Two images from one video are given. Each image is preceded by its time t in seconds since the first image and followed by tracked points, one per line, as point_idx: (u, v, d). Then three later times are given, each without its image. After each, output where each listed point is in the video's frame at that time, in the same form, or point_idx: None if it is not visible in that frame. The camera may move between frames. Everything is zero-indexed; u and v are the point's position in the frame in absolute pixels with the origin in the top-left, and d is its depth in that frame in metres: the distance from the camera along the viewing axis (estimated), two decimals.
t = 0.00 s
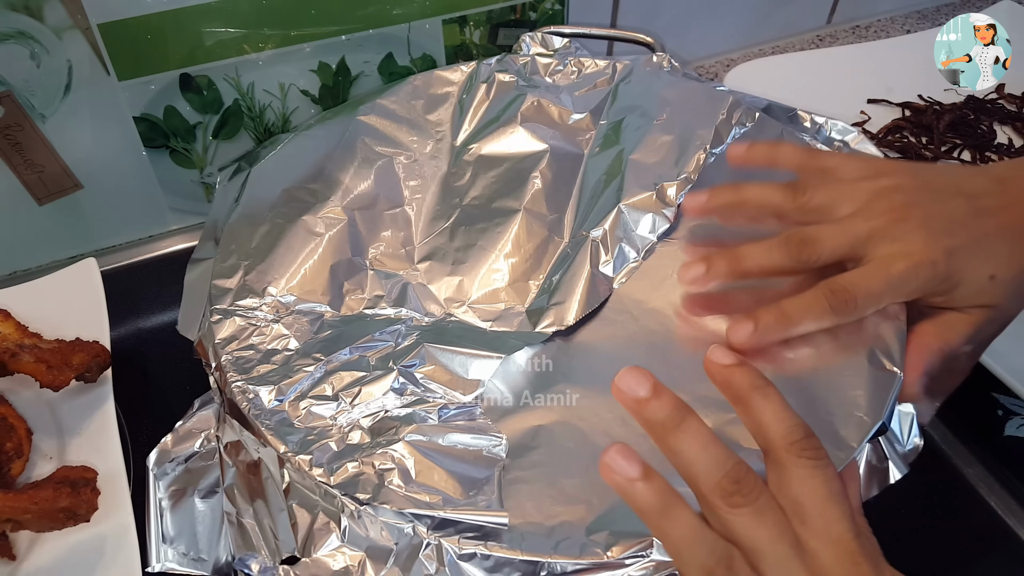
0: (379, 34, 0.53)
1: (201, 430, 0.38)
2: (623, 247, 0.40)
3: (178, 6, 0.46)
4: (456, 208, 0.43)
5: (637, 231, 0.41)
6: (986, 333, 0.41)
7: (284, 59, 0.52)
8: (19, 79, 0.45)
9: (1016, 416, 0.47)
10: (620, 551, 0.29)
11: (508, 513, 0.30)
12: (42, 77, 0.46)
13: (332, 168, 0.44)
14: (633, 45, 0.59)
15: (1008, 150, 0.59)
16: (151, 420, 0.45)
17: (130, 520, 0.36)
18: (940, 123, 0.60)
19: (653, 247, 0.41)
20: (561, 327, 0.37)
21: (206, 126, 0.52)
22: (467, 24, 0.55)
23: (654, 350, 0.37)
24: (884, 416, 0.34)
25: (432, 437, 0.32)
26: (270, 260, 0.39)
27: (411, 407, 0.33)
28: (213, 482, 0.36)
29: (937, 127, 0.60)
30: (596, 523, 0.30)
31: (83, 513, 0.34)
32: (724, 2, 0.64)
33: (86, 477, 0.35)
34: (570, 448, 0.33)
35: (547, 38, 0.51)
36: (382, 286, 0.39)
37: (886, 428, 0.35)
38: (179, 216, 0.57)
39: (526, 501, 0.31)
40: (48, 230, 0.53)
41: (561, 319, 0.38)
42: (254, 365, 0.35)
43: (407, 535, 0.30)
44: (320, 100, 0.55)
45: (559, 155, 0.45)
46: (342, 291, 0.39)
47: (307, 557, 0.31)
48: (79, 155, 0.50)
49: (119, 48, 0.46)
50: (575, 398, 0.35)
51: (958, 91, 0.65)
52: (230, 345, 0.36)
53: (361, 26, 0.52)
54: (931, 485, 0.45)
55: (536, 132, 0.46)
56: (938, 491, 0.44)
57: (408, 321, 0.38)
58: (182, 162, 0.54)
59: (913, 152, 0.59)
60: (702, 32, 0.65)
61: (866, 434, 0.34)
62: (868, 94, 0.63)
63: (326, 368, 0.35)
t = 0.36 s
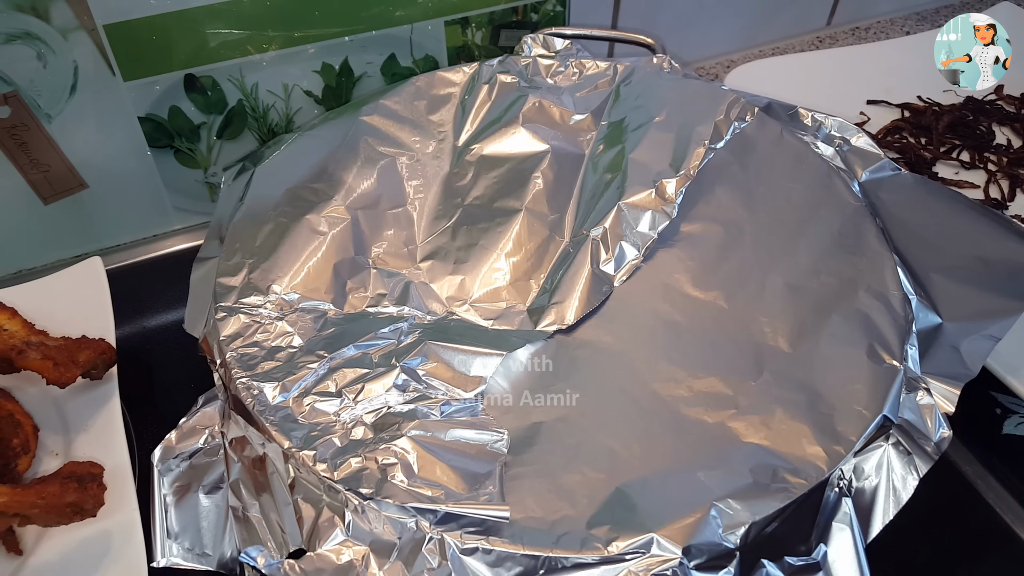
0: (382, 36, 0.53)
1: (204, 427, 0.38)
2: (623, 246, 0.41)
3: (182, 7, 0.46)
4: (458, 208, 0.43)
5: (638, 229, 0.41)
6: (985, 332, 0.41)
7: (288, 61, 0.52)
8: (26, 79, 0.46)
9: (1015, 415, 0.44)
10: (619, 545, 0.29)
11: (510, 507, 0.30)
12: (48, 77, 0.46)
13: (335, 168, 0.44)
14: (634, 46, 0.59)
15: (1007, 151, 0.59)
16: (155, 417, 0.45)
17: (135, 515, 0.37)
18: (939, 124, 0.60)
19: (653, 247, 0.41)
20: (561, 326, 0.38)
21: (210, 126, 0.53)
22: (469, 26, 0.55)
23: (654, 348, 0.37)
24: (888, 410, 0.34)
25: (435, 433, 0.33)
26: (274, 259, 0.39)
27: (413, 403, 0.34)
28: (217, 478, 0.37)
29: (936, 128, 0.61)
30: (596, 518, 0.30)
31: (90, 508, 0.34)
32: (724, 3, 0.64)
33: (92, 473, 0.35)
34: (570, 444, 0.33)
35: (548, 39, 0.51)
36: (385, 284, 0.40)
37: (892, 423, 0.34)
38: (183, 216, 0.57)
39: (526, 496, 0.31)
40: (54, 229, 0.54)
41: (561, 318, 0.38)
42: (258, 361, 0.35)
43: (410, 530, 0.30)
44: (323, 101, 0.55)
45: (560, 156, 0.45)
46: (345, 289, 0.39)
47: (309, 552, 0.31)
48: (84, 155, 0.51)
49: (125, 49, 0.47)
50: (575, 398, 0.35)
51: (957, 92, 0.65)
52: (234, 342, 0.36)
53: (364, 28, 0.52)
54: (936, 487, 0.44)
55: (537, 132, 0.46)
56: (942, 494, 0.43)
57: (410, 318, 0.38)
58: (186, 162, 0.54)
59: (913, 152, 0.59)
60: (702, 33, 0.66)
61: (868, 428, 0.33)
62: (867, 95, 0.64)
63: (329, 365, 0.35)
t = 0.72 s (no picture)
0: (384, 38, 0.54)
1: (210, 422, 0.39)
2: (622, 245, 0.41)
3: (188, 10, 0.47)
4: (459, 208, 0.44)
5: (637, 229, 0.42)
6: (980, 329, 0.41)
7: (291, 62, 0.53)
8: (34, 81, 0.47)
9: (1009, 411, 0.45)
10: (617, 535, 0.30)
11: (510, 499, 0.31)
12: (56, 79, 0.47)
13: (338, 167, 0.45)
14: (633, 49, 0.60)
15: (1002, 151, 0.60)
16: (161, 414, 0.46)
17: (142, 508, 0.37)
18: (935, 126, 0.61)
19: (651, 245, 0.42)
20: (561, 323, 0.38)
21: (215, 127, 0.54)
22: (470, 28, 0.56)
23: (651, 345, 0.38)
24: (882, 404, 0.34)
25: (436, 427, 0.33)
26: (278, 257, 0.40)
27: (416, 398, 0.35)
28: (223, 471, 0.37)
29: (932, 129, 0.61)
30: (595, 510, 0.31)
31: (97, 500, 0.34)
32: (722, 7, 0.65)
33: (100, 466, 0.35)
34: (568, 438, 0.34)
35: (548, 41, 0.51)
36: (387, 282, 0.40)
37: (886, 418, 0.35)
38: (188, 216, 0.58)
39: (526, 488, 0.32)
40: (61, 228, 0.54)
41: (561, 316, 0.39)
42: (264, 357, 0.36)
43: (412, 520, 0.30)
44: (326, 102, 0.56)
45: (559, 156, 0.46)
46: (348, 287, 0.40)
47: (313, 541, 0.31)
48: (91, 155, 0.51)
49: (131, 51, 0.48)
50: (575, 398, 0.36)
51: (953, 94, 0.66)
52: (240, 338, 0.37)
53: (366, 30, 0.53)
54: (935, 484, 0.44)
55: (537, 133, 0.47)
56: (938, 491, 0.43)
57: (412, 315, 0.39)
58: (191, 162, 0.55)
59: (909, 153, 0.59)
60: (700, 36, 0.66)
61: (862, 422, 0.34)
62: (864, 97, 0.64)
63: (333, 360, 0.36)
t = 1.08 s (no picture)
0: (391, 48, 0.56)
1: (223, 415, 0.40)
2: (620, 246, 0.43)
3: (203, 20, 0.49)
4: (464, 210, 0.45)
5: (635, 230, 0.43)
6: (968, 326, 0.43)
7: (302, 71, 0.55)
8: (55, 87, 0.49)
9: (999, 408, 0.47)
10: (615, 519, 0.31)
11: (512, 486, 0.32)
12: (75, 86, 0.49)
13: (347, 171, 0.46)
14: (632, 58, 0.62)
15: (992, 157, 0.61)
16: (174, 410, 0.48)
17: (157, 497, 0.38)
18: (926, 132, 0.63)
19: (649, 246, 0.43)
20: (561, 320, 0.40)
21: (227, 133, 0.56)
22: (474, 38, 0.58)
23: (648, 340, 0.39)
24: (870, 396, 0.36)
25: (442, 417, 0.35)
26: (289, 256, 0.42)
27: (422, 390, 0.36)
28: (236, 462, 0.39)
29: (923, 135, 0.63)
30: (594, 496, 0.32)
31: (116, 488, 0.36)
32: (719, 17, 0.67)
33: (119, 455, 0.37)
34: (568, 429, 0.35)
35: (550, 50, 0.53)
36: (394, 280, 0.42)
37: (874, 410, 0.36)
38: (200, 219, 0.60)
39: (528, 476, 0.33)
40: (76, 231, 0.56)
41: (561, 313, 0.40)
42: (276, 351, 0.37)
43: (419, 506, 0.32)
44: (335, 109, 0.58)
45: (560, 161, 0.47)
46: (357, 285, 0.41)
47: (322, 527, 0.32)
48: (107, 160, 0.53)
49: (148, 59, 0.49)
50: (575, 398, 0.37)
51: (944, 101, 0.67)
52: (254, 333, 0.38)
53: (374, 40, 0.55)
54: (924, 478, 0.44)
55: (539, 139, 0.48)
56: (929, 489, 0.43)
57: (419, 312, 0.40)
58: (204, 167, 0.57)
59: (901, 158, 0.61)
60: (697, 46, 0.68)
61: (851, 414, 0.35)
62: (857, 104, 0.66)
63: (342, 354, 0.37)
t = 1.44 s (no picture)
0: (402, 68, 0.59)
1: (244, 414, 0.42)
2: (621, 255, 0.45)
3: (221, 42, 0.52)
4: (472, 221, 0.48)
5: (635, 239, 0.46)
6: (954, 332, 0.45)
7: (317, 90, 0.57)
8: (84, 104, 0.51)
9: (987, 412, 0.48)
10: (618, 508, 0.33)
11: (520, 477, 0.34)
12: (103, 103, 0.52)
13: (361, 184, 0.49)
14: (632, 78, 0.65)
15: (979, 173, 0.64)
16: (193, 412, 0.50)
17: (181, 492, 0.40)
18: (916, 149, 0.65)
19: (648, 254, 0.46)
20: (565, 325, 0.42)
21: (246, 149, 0.58)
22: (481, 60, 0.60)
23: (647, 343, 0.41)
24: (858, 394, 0.38)
25: (453, 412, 0.37)
26: (307, 263, 0.44)
27: (434, 388, 0.38)
28: (256, 459, 0.40)
29: (913, 152, 0.66)
30: (597, 487, 0.34)
31: (144, 481, 0.37)
32: (716, 40, 0.69)
33: (146, 450, 0.39)
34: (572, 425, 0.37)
35: (553, 71, 0.56)
36: (406, 287, 0.44)
37: (861, 409, 0.38)
38: (219, 231, 0.62)
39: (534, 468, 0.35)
40: (99, 242, 0.59)
41: (565, 317, 0.42)
42: (296, 351, 0.39)
43: (432, 495, 0.33)
44: (348, 126, 0.61)
45: (564, 174, 0.50)
46: (371, 291, 0.43)
47: (338, 516, 0.34)
48: (132, 174, 0.56)
49: (173, 78, 0.52)
50: (574, 398, 0.39)
51: (934, 120, 0.70)
52: (275, 334, 0.40)
53: (387, 62, 0.58)
54: (915, 478, 0.45)
55: (544, 154, 0.51)
56: (922, 492, 0.44)
57: (429, 317, 0.42)
58: (223, 181, 0.59)
59: (892, 175, 0.63)
60: (695, 68, 0.71)
61: (840, 411, 0.37)
62: (849, 123, 0.69)
63: (358, 355, 0.39)
